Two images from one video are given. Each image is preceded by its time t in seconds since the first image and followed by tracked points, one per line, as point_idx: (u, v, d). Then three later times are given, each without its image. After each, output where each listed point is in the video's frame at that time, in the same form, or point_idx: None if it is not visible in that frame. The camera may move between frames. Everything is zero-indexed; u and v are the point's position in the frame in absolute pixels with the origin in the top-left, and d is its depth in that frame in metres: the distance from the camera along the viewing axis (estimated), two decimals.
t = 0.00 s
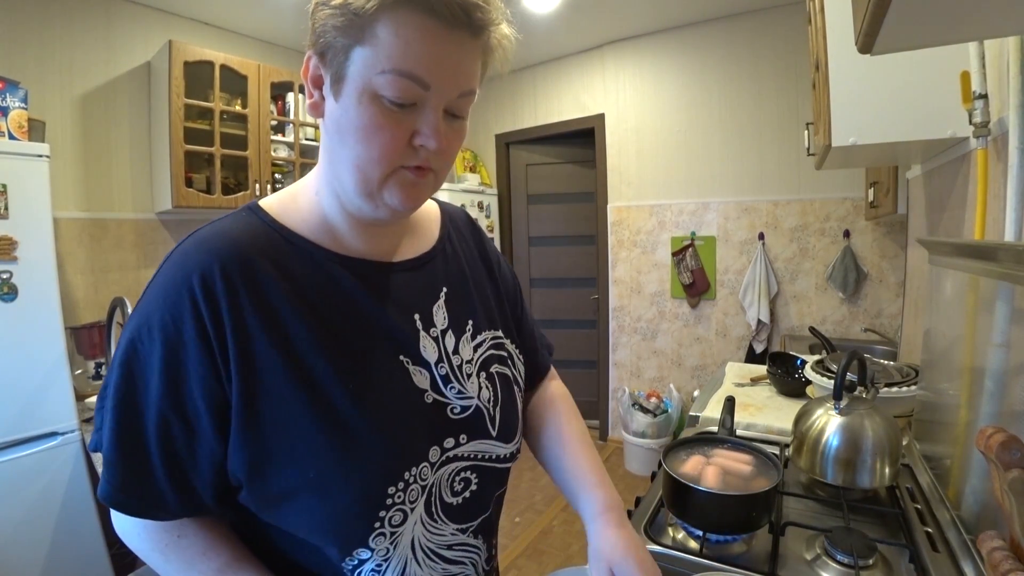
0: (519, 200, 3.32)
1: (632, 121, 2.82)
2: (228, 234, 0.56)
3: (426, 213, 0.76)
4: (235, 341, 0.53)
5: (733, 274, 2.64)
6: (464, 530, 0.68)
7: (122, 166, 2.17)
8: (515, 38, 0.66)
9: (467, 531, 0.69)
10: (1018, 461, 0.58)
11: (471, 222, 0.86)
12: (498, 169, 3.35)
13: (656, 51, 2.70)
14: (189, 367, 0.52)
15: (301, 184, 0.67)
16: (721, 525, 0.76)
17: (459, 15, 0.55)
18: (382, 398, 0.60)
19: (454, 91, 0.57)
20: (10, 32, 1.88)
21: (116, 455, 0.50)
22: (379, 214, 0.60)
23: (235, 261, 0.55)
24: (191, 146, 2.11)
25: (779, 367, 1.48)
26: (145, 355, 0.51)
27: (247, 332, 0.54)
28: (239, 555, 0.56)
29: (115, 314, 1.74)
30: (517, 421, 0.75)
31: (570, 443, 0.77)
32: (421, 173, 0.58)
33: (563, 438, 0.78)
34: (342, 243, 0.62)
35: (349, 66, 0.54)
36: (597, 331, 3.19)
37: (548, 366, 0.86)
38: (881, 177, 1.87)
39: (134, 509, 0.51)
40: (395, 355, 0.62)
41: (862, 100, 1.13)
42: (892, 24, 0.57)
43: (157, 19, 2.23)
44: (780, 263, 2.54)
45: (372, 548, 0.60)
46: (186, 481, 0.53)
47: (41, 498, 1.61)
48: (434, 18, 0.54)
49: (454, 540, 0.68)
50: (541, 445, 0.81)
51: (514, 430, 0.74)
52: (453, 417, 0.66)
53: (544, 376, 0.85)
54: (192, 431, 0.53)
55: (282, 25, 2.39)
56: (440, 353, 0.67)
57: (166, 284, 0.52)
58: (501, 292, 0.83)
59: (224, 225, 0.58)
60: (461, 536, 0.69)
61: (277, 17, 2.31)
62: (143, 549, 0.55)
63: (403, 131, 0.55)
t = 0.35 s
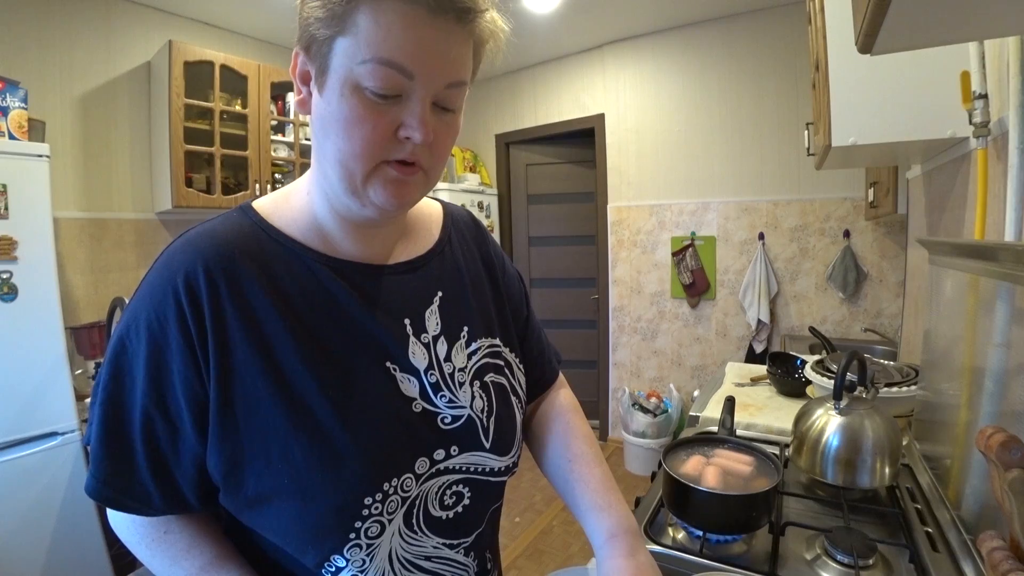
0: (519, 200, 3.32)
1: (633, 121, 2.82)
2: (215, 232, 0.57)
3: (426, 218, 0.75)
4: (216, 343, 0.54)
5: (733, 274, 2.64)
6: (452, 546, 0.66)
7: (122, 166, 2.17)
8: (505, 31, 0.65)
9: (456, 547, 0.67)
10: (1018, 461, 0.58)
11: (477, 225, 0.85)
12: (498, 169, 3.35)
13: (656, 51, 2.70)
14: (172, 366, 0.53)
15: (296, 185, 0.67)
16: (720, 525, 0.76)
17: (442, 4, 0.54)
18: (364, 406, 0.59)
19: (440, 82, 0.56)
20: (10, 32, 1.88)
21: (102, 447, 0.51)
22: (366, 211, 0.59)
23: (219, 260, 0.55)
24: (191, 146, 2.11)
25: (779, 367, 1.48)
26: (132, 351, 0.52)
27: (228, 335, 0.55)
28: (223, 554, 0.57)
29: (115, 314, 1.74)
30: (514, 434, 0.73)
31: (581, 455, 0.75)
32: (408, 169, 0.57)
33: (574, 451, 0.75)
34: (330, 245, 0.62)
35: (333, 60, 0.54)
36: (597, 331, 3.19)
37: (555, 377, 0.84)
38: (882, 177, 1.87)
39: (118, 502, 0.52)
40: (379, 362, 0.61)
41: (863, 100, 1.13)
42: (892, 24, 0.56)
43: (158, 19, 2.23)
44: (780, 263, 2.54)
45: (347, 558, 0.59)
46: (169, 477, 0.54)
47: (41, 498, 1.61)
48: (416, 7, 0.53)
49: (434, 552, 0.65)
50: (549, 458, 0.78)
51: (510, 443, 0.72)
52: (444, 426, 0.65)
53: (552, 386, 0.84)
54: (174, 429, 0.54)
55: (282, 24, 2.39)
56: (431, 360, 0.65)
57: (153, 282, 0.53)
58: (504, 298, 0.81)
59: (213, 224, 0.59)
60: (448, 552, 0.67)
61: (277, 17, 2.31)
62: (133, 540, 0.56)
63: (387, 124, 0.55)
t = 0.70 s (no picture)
0: (519, 200, 3.32)
1: (633, 121, 2.82)
2: (213, 234, 0.57)
3: (421, 217, 0.75)
4: (208, 342, 0.54)
5: (733, 274, 2.64)
6: (450, 545, 0.66)
7: (122, 166, 2.17)
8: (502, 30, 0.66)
9: (454, 547, 0.67)
10: (1018, 461, 0.58)
11: (472, 224, 0.85)
12: (498, 169, 3.35)
13: (657, 51, 2.70)
14: (165, 365, 0.53)
15: (289, 186, 0.66)
16: (721, 525, 0.76)
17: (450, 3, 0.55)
18: (356, 404, 0.59)
19: (447, 81, 0.57)
20: (10, 32, 1.88)
21: (100, 445, 0.52)
22: (375, 210, 0.59)
23: (214, 261, 0.55)
24: (191, 146, 2.11)
25: (779, 367, 1.48)
26: (127, 351, 0.52)
27: (221, 334, 0.55)
28: (221, 552, 0.57)
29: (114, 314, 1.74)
30: (509, 431, 0.72)
31: (564, 446, 0.76)
32: (418, 166, 0.58)
33: (559, 441, 0.77)
34: (331, 245, 0.62)
35: (341, 59, 0.53)
36: (597, 331, 3.20)
37: (550, 377, 0.84)
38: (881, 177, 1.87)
39: (114, 500, 0.52)
40: (373, 361, 0.61)
41: (862, 100, 1.13)
42: (892, 24, 0.56)
43: (157, 19, 2.23)
44: (780, 263, 2.54)
45: (341, 556, 0.59)
46: (165, 474, 0.54)
47: (42, 498, 1.61)
48: (425, 7, 0.54)
49: (432, 553, 0.65)
50: (535, 449, 0.79)
51: (506, 440, 0.72)
52: (439, 425, 0.64)
53: (547, 387, 0.83)
54: (169, 428, 0.54)
55: (282, 24, 2.39)
56: (426, 358, 0.65)
57: (148, 283, 0.53)
58: (501, 297, 0.81)
59: (211, 227, 0.58)
60: (446, 552, 0.66)
61: (277, 17, 2.31)
62: (132, 541, 0.56)
63: (399, 123, 0.55)
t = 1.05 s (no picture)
0: (519, 200, 3.32)
1: (633, 120, 2.82)
2: (211, 231, 0.57)
3: (420, 216, 0.75)
4: (202, 337, 0.54)
5: (733, 275, 2.64)
6: (440, 545, 0.66)
7: (122, 166, 2.17)
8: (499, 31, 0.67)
9: (445, 547, 0.66)
10: (1018, 462, 0.58)
11: (472, 224, 0.85)
12: (498, 169, 3.35)
13: (657, 51, 2.70)
14: (160, 358, 0.53)
15: (286, 188, 0.66)
16: (720, 525, 0.76)
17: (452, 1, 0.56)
18: (347, 401, 0.59)
19: (448, 78, 0.58)
20: (10, 32, 1.88)
21: (96, 435, 0.53)
22: (377, 207, 0.59)
23: (211, 256, 0.55)
24: (191, 147, 2.11)
25: (779, 367, 1.48)
26: (123, 343, 0.53)
27: (214, 329, 0.55)
28: (212, 546, 0.58)
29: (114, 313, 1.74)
30: (506, 433, 0.72)
31: (550, 458, 0.76)
32: (420, 162, 0.58)
33: (545, 454, 0.76)
34: (330, 245, 0.62)
35: (345, 56, 0.54)
36: (597, 331, 3.20)
37: (547, 382, 0.84)
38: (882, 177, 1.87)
39: (109, 490, 0.53)
40: (365, 358, 0.61)
41: (863, 100, 1.13)
42: (891, 24, 0.57)
43: (157, 19, 2.23)
44: (780, 263, 2.54)
45: (328, 553, 0.58)
46: (159, 465, 0.55)
47: (42, 498, 1.61)
48: (428, 5, 0.55)
49: (421, 552, 0.64)
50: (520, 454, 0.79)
51: (502, 440, 0.71)
52: (432, 423, 0.64)
53: (544, 392, 0.83)
54: (163, 420, 0.54)
55: (282, 24, 2.39)
56: (419, 356, 0.65)
57: (146, 276, 0.54)
58: (499, 298, 0.80)
59: (210, 225, 0.58)
60: (437, 552, 0.66)
61: (277, 17, 2.31)
62: (128, 535, 0.57)
63: (403, 118, 0.55)
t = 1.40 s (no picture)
0: (519, 200, 3.32)
1: (633, 120, 2.82)
2: (210, 227, 0.58)
3: (422, 220, 0.75)
4: (196, 333, 0.55)
5: (733, 274, 2.64)
6: (425, 556, 0.64)
7: (122, 166, 2.17)
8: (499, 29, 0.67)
9: (429, 559, 0.64)
10: (1018, 462, 0.58)
11: (478, 229, 0.84)
12: (498, 169, 3.35)
13: (656, 51, 2.70)
14: (155, 352, 0.54)
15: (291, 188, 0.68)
16: (720, 524, 0.76)
17: None
18: (333, 405, 0.59)
19: (438, 72, 0.58)
20: (11, 32, 1.88)
21: (94, 423, 0.54)
22: (366, 200, 0.58)
23: (208, 253, 0.56)
24: (191, 147, 2.11)
25: (779, 367, 1.48)
26: (122, 335, 0.54)
27: (208, 326, 0.56)
28: (204, 538, 0.59)
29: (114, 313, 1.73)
30: (497, 442, 0.71)
31: (548, 479, 0.75)
32: (408, 156, 0.57)
33: (541, 473, 0.76)
34: (325, 243, 0.62)
35: (335, 50, 0.55)
36: (597, 331, 3.20)
37: (548, 391, 0.84)
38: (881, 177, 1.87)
39: (103, 477, 0.54)
40: (355, 361, 0.61)
41: (863, 100, 1.13)
42: (891, 25, 0.57)
43: (157, 19, 2.23)
44: (780, 263, 2.54)
45: (306, 554, 0.58)
46: (153, 456, 0.56)
47: (42, 498, 1.61)
48: None
49: (404, 561, 0.63)
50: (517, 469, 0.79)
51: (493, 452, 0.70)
52: (418, 431, 0.63)
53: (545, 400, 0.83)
54: (157, 413, 0.55)
55: (282, 24, 2.39)
56: (409, 361, 0.64)
57: (145, 270, 0.55)
58: (498, 304, 0.80)
59: (210, 220, 0.59)
60: (421, 562, 0.64)
61: (277, 17, 2.31)
62: (124, 523, 0.58)
63: (389, 110, 0.55)
